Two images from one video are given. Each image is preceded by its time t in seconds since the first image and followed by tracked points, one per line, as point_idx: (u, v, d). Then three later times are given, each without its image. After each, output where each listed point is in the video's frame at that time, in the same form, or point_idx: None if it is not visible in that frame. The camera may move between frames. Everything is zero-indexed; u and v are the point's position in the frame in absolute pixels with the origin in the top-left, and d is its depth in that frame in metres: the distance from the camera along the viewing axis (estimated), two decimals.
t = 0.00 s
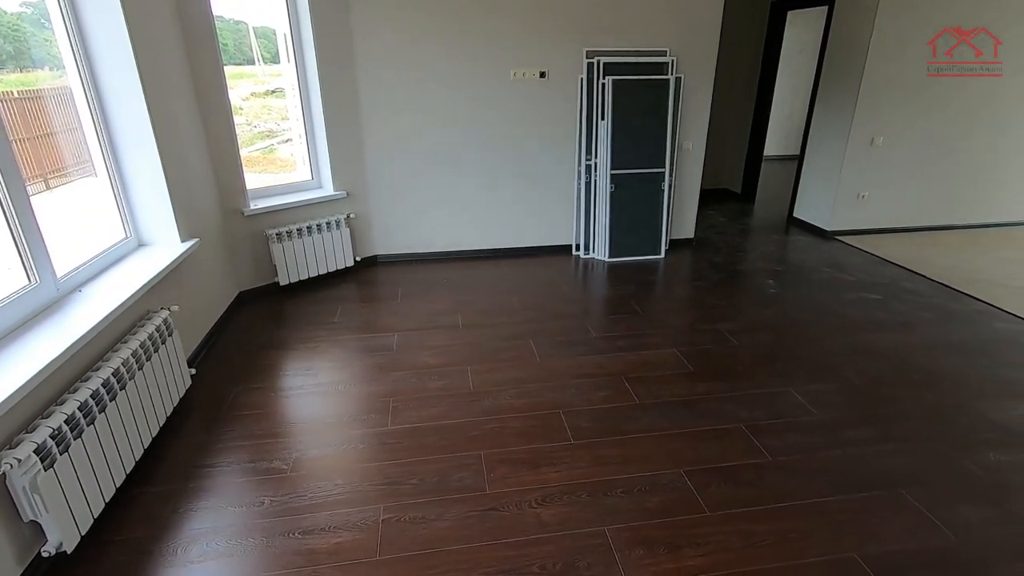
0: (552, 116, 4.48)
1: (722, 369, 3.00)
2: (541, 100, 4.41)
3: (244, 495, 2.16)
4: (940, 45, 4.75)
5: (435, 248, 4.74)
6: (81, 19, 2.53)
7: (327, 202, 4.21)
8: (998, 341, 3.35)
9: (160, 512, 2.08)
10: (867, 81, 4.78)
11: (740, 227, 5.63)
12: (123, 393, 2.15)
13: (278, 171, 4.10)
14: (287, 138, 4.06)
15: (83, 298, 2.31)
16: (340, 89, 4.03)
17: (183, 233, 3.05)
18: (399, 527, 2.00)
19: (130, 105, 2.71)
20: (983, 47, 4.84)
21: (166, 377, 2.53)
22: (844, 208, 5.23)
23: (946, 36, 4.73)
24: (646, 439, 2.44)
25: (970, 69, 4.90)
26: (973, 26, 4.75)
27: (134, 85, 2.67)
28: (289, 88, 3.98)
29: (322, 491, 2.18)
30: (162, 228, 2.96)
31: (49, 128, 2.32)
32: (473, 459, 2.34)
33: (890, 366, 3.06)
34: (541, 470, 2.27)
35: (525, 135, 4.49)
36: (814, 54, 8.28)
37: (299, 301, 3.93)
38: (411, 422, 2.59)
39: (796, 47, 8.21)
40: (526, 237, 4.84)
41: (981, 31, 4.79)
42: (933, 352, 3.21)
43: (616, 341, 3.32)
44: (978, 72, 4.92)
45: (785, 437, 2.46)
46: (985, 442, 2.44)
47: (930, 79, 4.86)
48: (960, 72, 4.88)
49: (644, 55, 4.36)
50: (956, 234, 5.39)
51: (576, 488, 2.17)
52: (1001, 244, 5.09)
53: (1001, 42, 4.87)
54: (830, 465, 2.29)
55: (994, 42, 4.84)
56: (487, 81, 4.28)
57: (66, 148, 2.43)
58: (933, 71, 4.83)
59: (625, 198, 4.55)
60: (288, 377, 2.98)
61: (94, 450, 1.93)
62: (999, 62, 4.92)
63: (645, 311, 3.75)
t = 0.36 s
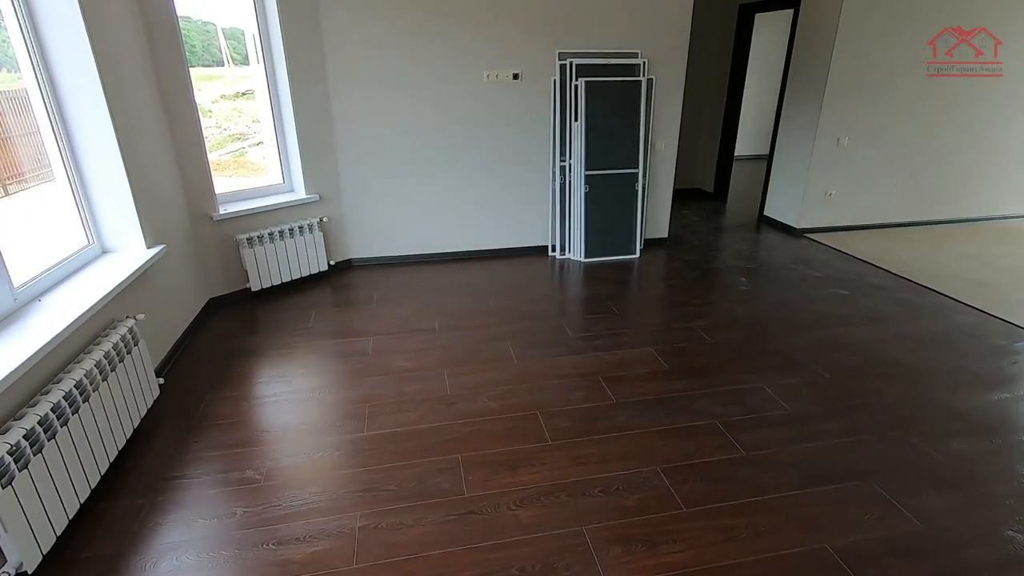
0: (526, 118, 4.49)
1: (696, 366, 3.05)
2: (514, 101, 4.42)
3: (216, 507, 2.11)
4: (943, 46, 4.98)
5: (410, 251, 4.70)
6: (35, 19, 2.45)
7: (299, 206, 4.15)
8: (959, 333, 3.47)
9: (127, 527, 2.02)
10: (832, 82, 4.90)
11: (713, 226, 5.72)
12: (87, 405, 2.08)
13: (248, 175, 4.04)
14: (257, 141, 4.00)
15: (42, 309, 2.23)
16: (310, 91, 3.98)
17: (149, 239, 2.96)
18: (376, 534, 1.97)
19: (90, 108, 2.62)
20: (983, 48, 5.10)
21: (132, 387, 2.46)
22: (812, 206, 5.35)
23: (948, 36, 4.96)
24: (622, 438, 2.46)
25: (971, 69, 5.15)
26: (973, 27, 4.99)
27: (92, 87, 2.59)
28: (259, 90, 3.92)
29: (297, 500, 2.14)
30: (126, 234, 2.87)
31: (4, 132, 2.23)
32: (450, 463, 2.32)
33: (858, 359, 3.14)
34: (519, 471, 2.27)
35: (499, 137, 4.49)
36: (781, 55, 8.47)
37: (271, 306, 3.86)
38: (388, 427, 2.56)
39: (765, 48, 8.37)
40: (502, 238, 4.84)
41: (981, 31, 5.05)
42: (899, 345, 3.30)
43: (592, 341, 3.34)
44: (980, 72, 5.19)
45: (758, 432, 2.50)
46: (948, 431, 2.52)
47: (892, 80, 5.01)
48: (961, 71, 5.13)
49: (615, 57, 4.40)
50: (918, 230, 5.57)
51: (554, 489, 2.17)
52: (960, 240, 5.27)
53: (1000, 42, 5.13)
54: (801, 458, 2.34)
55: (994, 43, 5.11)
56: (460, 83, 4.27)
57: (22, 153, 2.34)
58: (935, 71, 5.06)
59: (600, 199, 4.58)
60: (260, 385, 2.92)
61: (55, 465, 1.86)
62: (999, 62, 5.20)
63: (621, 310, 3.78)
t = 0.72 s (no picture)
0: (501, 122, 4.50)
1: (673, 366, 3.08)
2: (489, 105, 4.42)
3: (188, 521, 2.05)
4: (944, 46, 5.24)
5: (386, 256, 4.66)
6: None
7: (272, 211, 4.08)
8: (924, 328, 3.57)
9: (93, 546, 1.95)
10: (800, 85, 5.02)
11: (688, 227, 5.80)
12: (50, 420, 2.01)
13: (219, 180, 3.96)
14: (228, 146, 3.93)
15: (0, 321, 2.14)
16: (282, 95, 3.92)
17: (114, 248, 2.88)
18: (354, 544, 1.94)
19: (51, 113, 2.54)
20: (984, 48, 5.39)
21: (98, 401, 2.38)
22: (783, 206, 5.46)
23: (950, 36, 5.23)
24: (601, 439, 2.47)
25: (972, 67, 5.44)
26: (973, 27, 5.27)
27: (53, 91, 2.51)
28: (229, 94, 3.86)
29: (272, 511, 2.09)
30: (90, 242, 2.78)
31: None
32: (429, 469, 2.30)
33: (829, 356, 3.21)
34: (499, 475, 2.26)
35: (474, 140, 4.49)
36: (751, 59, 8.63)
37: (245, 314, 3.79)
38: (365, 434, 2.53)
39: (736, 52, 8.53)
40: (479, 242, 4.83)
41: (981, 31, 5.32)
42: (868, 342, 3.38)
43: (570, 343, 3.36)
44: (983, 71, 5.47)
45: (734, 430, 2.53)
46: (915, 424, 2.59)
47: (857, 83, 5.15)
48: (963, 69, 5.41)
49: (589, 61, 4.44)
50: (884, 229, 5.73)
51: (534, 492, 2.17)
52: (924, 238, 5.44)
53: (1000, 42, 5.42)
54: (776, 455, 2.38)
55: (994, 43, 5.39)
56: (434, 87, 4.25)
57: None
58: (936, 70, 5.32)
59: (576, 201, 4.61)
60: (233, 394, 2.86)
61: (16, 483, 1.79)
62: (999, 62, 5.50)
63: (599, 312, 3.80)
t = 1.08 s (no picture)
0: (478, 127, 4.50)
1: (652, 369, 3.10)
2: (466, 111, 4.41)
3: (159, 538, 1.99)
4: (944, 46, 5.52)
5: (364, 263, 4.61)
6: None
7: (246, 218, 4.02)
8: (893, 327, 3.67)
9: (59, 567, 1.88)
10: (771, 91, 5.13)
11: (665, 230, 5.87)
12: (13, 436, 1.94)
13: (191, 187, 3.89)
14: (200, 152, 3.86)
15: None
16: (255, 101, 3.87)
17: (80, 257, 2.80)
18: (332, 556, 1.91)
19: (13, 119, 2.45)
20: (984, 48, 5.67)
21: (64, 415, 2.31)
22: (756, 210, 5.56)
23: (950, 36, 5.50)
24: (580, 443, 2.48)
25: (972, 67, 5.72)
26: (974, 28, 5.54)
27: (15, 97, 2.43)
28: (202, 100, 3.80)
29: (248, 525, 2.05)
30: (55, 252, 2.70)
31: None
32: (408, 478, 2.28)
33: (803, 356, 3.27)
34: (479, 482, 2.25)
35: (452, 146, 4.48)
36: (723, 65, 8.79)
37: (219, 323, 3.71)
38: (343, 444, 2.50)
39: (709, 59, 8.69)
40: (457, 247, 4.82)
41: (982, 31, 5.60)
42: (840, 341, 3.46)
43: (550, 348, 3.36)
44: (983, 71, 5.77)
45: (711, 431, 2.56)
46: (886, 421, 2.65)
47: (826, 89, 5.28)
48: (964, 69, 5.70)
49: (565, 67, 4.47)
50: (855, 231, 5.87)
51: (515, 498, 2.16)
52: (892, 239, 5.59)
53: (1000, 42, 5.70)
54: (752, 454, 2.41)
55: (994, 43, 5.67)
56: (410, 93, 4.23)
57: None
58: (937, 70, 5.61)
59: (554, 206, 4.63)
60: (207, 406, 2.79)
61: None
62: (999, 62, 5.79)
63: (578, 316, 3.82)
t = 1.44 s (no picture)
0: (457, 134, 4.49)
1: (632, 373, 3.13)
2: (444, 118, 4.41)
3: (132, 558, 1.94)
4: (944, 46, 5.82)
5: (342, 271, 4.57)
6: None
7: (221, 227, 3.95)
8: (865, 329, 3.75)
9: None
10: (744, 99, 5.23)
11: (643, 236, 5.93)
12: None
13: (164, 196, 3.82)
14: (173, 160, 3.80)
15: None
16: (229, 109, 3.81)
17: (47, 268, 2.72)
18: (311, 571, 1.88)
19: None
20: (983, 48, 5.98)
21: (30, 432, 2.23)
22: (732, 215, 5.66)
23: (950, 37, 5.80)
24: (562, 449, 2.48)
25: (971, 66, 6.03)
26: (973, 28, 5.84)
27: None
28: (174, 107, 3.73)
29: (224, 541, 2.00)
30: (20, 264, 2.62)
31: None
32: (390, 488, 2.25)
33: (779, 358, 3.33)
34: (461, 491, 2.24)
35: (430, 153, 4.46)
36: (698, 73, 8.95)
37: (194, 334, 3.64)
38: (322, 455, 2.46)
39: (684, 66, 8.83)
40: (437, 255, 4.80)
41: (981, 31, 5.89)
42: (815, 343, 3.53)
43: (530, 354, 3.37)
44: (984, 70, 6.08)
45: (691, 434, 2.59)
46: (861, 421, 2.71)
47: (797, 96, 5.40)
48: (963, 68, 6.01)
49: (542, 74, 4.51)
50: (827, 234, 6.00)
51: (497, 506, 2.15)
52: (863, 242, 5.73)
53: (1000, 42, 6.00)
54: (732, 457, 2.44)
55: (993, 43, 5.97)
56: (388, 100, 4.22)
57: None
58: (937, 70, 5.91)
59: (533, 213, 4.65)
60: (181, 420, 2.73)
61: None
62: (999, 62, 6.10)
63: (558, 322, 3.83)
